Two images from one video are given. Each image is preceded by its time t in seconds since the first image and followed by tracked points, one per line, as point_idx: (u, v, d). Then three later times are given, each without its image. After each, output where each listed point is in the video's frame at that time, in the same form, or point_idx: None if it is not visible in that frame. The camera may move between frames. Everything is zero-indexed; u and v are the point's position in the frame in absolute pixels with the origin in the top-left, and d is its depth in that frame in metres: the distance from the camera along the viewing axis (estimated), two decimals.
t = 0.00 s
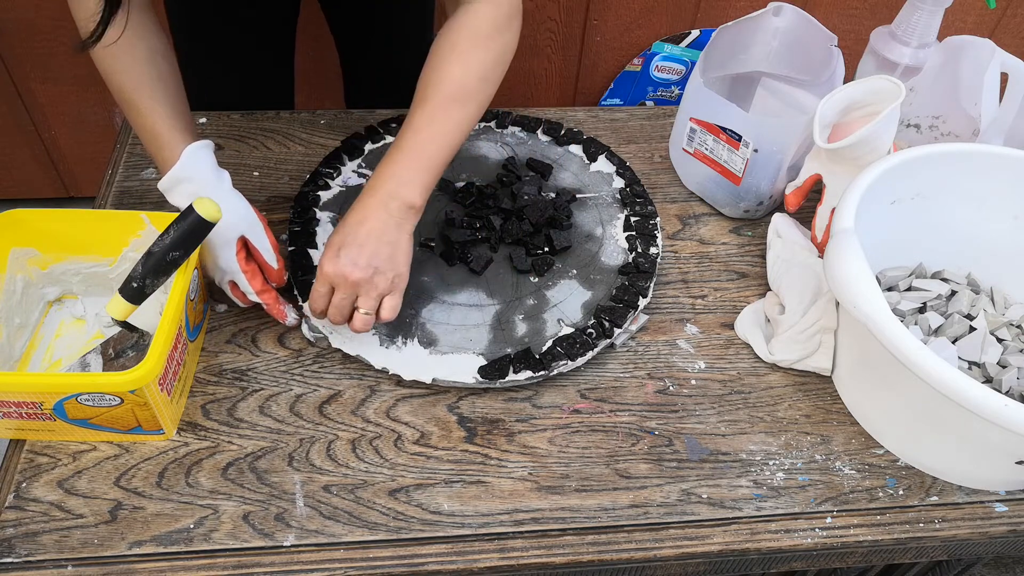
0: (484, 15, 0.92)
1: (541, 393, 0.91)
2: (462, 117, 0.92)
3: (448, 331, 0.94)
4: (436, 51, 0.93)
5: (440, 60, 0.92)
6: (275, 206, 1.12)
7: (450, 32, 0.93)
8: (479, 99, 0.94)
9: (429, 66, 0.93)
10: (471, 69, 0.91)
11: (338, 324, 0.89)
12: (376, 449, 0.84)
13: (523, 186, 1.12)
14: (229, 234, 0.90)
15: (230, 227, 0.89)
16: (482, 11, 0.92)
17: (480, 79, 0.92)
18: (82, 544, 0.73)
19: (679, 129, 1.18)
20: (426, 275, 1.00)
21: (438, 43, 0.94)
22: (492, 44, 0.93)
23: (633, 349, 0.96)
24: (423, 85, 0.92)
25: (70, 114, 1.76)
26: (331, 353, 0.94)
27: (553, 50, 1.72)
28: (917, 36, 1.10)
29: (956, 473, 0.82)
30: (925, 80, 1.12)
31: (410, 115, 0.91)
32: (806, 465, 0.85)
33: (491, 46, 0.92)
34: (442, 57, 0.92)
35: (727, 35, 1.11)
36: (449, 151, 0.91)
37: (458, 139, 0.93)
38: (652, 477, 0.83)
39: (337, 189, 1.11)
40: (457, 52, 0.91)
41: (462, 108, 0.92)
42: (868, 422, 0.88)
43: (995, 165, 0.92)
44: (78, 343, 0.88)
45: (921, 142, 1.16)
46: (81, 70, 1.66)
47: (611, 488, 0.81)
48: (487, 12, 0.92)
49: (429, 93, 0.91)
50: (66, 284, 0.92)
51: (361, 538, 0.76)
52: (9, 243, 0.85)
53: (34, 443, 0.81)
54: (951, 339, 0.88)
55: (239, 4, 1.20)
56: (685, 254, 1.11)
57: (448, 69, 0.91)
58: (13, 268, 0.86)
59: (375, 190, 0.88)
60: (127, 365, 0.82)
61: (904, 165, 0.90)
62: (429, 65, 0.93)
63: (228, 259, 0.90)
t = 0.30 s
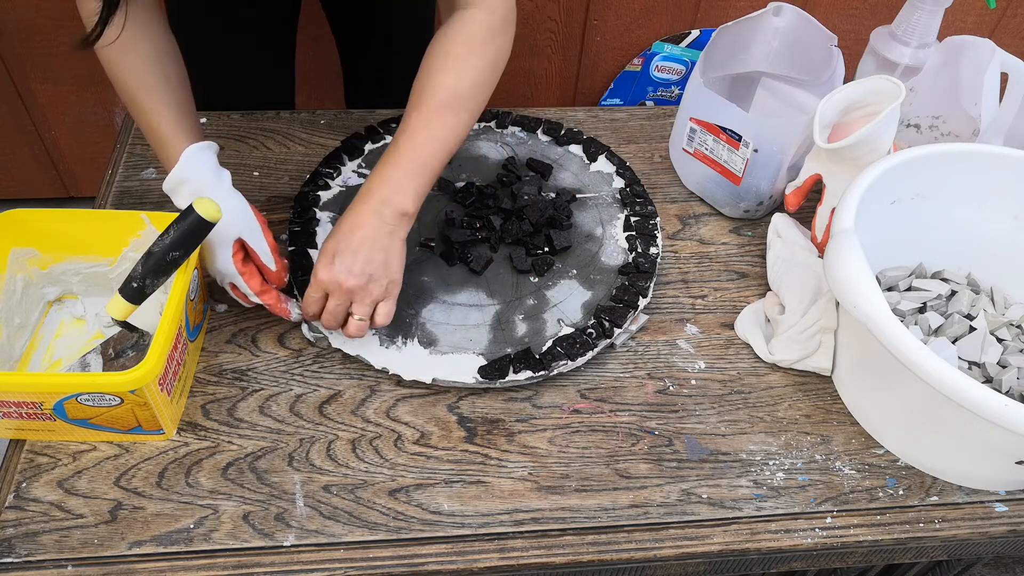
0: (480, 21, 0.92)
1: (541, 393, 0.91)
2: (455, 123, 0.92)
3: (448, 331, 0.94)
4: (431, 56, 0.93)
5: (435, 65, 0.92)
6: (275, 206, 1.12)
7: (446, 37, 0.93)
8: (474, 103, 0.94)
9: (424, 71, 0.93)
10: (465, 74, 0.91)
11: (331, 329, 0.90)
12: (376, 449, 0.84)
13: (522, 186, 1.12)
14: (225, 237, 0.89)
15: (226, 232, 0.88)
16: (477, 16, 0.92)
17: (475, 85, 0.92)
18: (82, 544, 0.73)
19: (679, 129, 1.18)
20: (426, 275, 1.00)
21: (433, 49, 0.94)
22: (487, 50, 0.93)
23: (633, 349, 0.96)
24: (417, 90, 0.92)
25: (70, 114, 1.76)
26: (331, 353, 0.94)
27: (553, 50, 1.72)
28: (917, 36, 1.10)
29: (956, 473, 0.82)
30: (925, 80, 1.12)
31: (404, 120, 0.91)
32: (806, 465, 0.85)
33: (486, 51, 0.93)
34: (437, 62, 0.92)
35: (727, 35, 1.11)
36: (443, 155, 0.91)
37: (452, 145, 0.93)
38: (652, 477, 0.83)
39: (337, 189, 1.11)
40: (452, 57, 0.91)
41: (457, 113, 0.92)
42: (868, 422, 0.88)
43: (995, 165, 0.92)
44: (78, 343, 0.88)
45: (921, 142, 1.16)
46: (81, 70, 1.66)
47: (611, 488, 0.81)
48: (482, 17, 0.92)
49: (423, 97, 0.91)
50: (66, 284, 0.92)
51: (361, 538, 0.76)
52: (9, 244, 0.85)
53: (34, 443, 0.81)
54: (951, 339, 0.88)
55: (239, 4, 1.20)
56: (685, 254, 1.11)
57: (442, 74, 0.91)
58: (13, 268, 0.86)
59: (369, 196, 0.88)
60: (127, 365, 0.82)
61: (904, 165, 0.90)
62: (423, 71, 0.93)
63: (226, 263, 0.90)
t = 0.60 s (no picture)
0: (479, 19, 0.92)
1: (541, 393, 0.91)
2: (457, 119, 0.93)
3: (448, 331, 0.94)
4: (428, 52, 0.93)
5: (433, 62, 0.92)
6: (275, 206, 1.12)
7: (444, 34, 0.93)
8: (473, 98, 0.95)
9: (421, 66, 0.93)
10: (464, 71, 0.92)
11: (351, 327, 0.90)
12: (376, 449, 0.84)
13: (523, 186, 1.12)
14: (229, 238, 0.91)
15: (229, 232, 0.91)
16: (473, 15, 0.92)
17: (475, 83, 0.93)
18: (82, 544, 0.73)
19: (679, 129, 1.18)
20: (426, 275, 1.01)
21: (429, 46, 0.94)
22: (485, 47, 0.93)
23: (633, 349, 0.96)
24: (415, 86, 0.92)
25: (70, 114, 1.76)
26: (331, 353, 0.94)
27: (553, 50, 1.72)
28: (917, 36, 1.10)
29: (956, 473, 0.82)
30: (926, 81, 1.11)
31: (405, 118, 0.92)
32: (806, 465, 0.85)
33: (484, 49, 0.93)
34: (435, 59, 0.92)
35: (727, 35, 1.11)
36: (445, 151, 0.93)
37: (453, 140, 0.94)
38: (652, 477, 0.83)
39: (337, 189, 1.11)
40: (451, 55, 0.91)
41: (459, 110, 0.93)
42: (868, 422, 0.88)
43: (995, 165, 0.92)
44: (78, 343, 0.88)
45: (922, 142, 1.16)
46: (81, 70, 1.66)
47: (611, 488, 0.81)
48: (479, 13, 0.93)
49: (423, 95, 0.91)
50: (66, 285, 0.92)
51: (361, 538, 0.76)
52: (9, 243, 0.86)
53: (34, 443, 0.81)
54: (951, 339, 0.88)
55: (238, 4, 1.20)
56: (685, 254, 1.11)
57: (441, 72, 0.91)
58: (13, 268, 0.86)
59: (373, 195, 0.89)
60: (126, 365, 0.82)
61: (904, 165, 0.90)
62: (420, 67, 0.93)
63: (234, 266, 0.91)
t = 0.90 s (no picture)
0: None
1: (541, 393, 0.91)
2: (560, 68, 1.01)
3: (448, 331, 0.94)
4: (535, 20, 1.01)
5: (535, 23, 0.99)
6: (275, 206, 1.12)
7: None
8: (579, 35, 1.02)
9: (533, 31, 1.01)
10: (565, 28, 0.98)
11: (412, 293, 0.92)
12: (376, 449, 0.84)
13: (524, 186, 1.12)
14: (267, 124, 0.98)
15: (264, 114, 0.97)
16: None
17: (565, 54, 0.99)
18: (82, 544, 0.73)
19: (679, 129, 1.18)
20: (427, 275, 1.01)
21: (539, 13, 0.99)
22: None
23: (633, 349, 0.97)
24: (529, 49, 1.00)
25: (70, 113, 1.76)
26: (331, 353, 0.94)
27: (553, 50, 1.72)
28: (917, 36, 1.10)
29: (956, 473, 0.82)
30: (925, 81, 1.11)
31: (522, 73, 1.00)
32: (806, 465, 0.85)
33: None
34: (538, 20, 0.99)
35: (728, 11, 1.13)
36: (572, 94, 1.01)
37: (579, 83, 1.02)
38: (652, 477, 0.83)
39: (337, 189, 1.12)
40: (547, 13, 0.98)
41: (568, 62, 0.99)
42: (868, 422, 0.88)
43: (995, 165, 0.92)
44: (77, 343, 0.87)
45: (921, 142, 1.16)
46: (81, 70, 1.67)
47: (611, 488, 0.81)
48: None
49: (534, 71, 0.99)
50: (66, 284, 0.92)
51: (361, 538, 0.76)
52: (8, 243, 0.86)
53: (34, 443, 0.81)
54: (951, 339, 0.88)
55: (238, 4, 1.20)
56: (685, 254, 1.11)
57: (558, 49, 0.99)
58: (12, 267, 0.87)
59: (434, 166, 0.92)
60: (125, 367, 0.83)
61: (904, 165, 0.90)
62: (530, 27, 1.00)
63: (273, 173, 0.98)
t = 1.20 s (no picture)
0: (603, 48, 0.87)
1: (541, 393, 0.91)
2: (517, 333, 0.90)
3: (447, 331, 0.94)
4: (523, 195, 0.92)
5: (535, 181, 0.91)
6: (274, 206, 1.12)
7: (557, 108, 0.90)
8: (533, 313, 0.91)
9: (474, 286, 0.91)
10: (528, 255, 0.89)
11: (494, 332, 0.91)
12: (376, 449, 0.84)
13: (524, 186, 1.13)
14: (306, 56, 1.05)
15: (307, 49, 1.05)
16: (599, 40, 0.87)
17: (520, 271, 0.88)
18: (82, 544, 0.73)
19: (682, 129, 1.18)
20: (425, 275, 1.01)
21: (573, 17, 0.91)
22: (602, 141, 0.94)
23: (633, 349, 0.97)
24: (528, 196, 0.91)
25: (70, 113, 1.76)
26: (331, 353, 0.94)
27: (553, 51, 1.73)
28: (917, 36, 1.10)
29: (955, 473, 0.82)
30: (925, 81, 1.11)
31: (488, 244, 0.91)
32: (806, 465, 0.85)
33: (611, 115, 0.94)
34: (510, 227, 0.91)
35: (728, 10, 1.14)
36: (517, 322, 0.90)
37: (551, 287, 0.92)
38: (652, 477, 0.83)
39: (337, 189, 1.12)
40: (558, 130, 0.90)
41: (541, 219, 0.91)
42: (868, 422, 0.88)
43: (995, 165, 0.92)
44: (77, 343, 0.87)
45: (922, 142, 1.16)
46: (82, 70, 1.67)
47: (611, 488, 0.81)
48: (542, 202, 0.91)
49: (568, 94, 0.89)
50: (66, 284, 0.92)
51: (361, 538, 0.76)
52: (8, 243, 0.86)
53: (34, 443, 0.81)
54: (951, 339, 0.89)
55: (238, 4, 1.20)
56: (685, 254, 1.11)
57: (508, 243, 0.89)
58: (12, 267, 0.87)
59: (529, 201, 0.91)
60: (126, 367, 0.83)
61: (904, 164, 0.90)
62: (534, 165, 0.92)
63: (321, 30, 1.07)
